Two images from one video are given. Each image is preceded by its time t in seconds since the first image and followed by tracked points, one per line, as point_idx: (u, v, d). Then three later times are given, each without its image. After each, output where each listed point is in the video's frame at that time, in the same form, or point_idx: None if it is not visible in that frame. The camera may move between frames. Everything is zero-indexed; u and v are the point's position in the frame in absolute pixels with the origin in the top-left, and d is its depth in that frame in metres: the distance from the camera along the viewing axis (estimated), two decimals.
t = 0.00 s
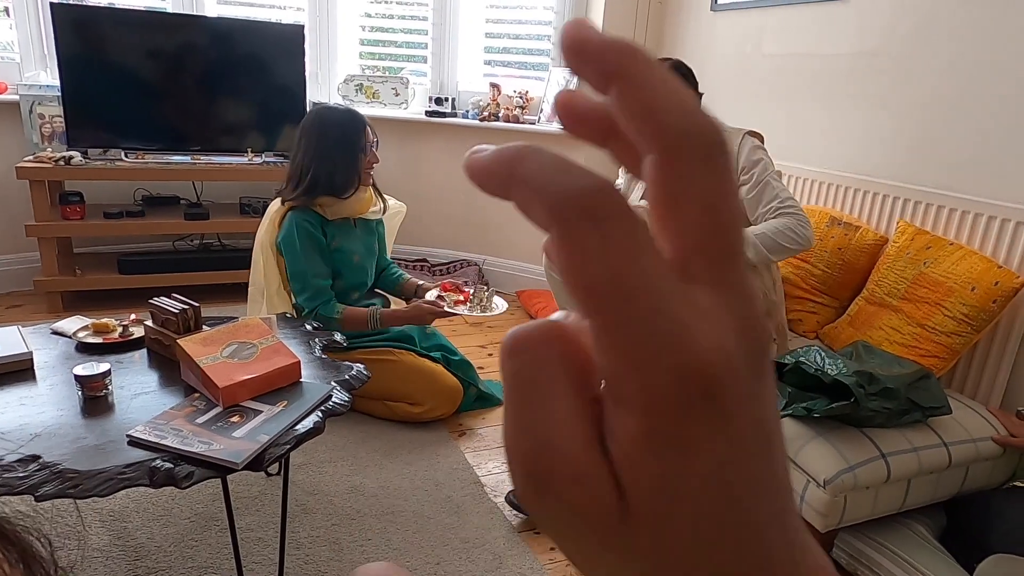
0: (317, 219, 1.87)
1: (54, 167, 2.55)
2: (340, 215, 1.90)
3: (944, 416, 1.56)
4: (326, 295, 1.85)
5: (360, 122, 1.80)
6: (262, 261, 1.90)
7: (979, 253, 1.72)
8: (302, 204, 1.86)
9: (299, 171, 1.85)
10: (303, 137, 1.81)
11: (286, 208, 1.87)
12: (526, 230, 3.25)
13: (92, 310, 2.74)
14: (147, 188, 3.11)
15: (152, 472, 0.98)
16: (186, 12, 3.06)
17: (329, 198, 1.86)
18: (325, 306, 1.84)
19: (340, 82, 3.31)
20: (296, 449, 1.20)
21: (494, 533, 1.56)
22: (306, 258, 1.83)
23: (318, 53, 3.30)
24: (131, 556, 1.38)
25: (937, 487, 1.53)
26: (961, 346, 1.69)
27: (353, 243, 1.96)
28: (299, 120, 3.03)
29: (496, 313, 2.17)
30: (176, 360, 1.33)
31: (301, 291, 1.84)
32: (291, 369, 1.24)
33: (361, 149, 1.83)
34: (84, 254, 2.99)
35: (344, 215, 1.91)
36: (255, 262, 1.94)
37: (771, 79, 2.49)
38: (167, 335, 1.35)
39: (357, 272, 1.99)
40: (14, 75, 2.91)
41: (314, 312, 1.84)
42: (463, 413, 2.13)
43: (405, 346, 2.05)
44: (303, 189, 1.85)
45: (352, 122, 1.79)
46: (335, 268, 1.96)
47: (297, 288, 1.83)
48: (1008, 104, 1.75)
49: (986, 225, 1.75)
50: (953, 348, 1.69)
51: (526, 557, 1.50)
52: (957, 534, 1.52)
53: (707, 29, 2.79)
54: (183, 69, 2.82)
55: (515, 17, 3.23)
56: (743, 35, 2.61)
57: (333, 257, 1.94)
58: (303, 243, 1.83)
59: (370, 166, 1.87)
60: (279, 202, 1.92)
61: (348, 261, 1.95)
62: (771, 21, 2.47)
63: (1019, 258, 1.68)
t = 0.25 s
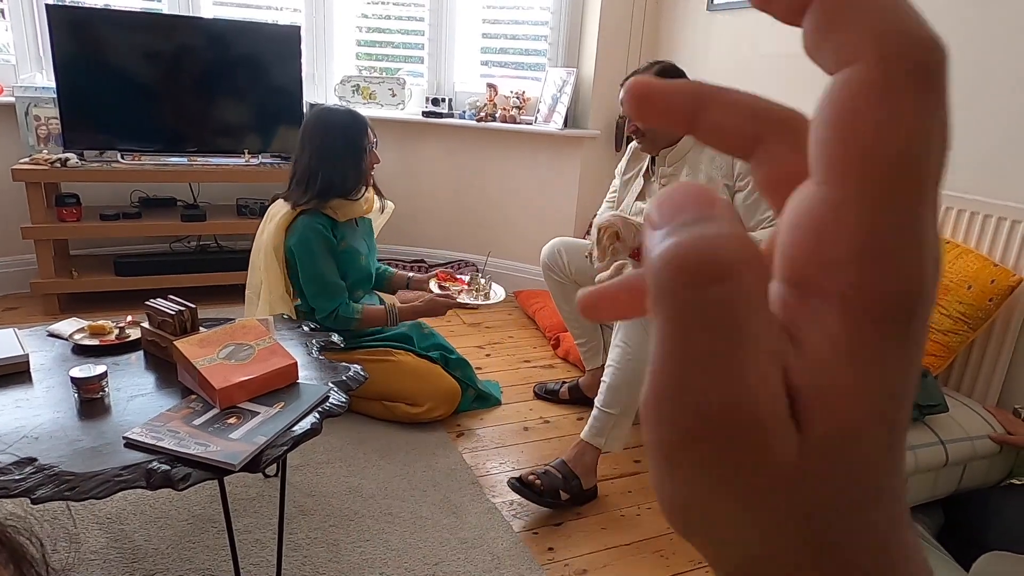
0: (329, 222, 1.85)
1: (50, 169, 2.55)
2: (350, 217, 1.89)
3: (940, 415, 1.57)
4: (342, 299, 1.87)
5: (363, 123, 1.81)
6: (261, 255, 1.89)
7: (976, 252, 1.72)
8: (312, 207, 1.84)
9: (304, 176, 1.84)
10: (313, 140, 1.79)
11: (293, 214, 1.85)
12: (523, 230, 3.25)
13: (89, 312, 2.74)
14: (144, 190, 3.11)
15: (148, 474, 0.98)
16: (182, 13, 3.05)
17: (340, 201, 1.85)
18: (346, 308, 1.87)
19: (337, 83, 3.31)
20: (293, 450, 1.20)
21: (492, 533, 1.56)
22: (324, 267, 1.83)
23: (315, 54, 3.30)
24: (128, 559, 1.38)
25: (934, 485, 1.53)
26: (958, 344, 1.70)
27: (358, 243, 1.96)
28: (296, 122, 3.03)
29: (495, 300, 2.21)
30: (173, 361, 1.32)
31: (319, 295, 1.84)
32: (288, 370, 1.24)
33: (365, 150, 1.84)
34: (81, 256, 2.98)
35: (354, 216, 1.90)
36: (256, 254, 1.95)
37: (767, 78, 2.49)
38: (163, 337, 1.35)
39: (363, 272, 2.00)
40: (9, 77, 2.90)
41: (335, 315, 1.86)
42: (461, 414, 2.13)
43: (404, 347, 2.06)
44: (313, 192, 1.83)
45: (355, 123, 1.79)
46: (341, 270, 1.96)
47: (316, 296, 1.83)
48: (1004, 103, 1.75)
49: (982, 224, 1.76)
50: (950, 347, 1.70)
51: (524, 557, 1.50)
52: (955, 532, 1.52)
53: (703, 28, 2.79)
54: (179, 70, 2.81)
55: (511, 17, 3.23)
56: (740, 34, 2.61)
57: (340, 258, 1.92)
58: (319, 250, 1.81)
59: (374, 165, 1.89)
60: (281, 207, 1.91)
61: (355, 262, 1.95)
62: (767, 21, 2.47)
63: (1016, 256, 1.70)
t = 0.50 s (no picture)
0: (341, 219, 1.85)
1: (51, 170, 2.55)
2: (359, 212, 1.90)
3: (941, 414, 1.56)
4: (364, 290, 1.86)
5: (364, 122, 1.80)
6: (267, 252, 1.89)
7: (976, 251, 1.72)
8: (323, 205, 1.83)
9: (309, 177, 1.83)
10: (317, 138, 1.78)
11: (300, 215, 1.83)
12: (524, 230, 3.25)
13: (90, 313, 2.74)
14: (145, 190, 3.11)
15: (150, 474, 0.98)
16: (182, 13, 3.05)
17: (350, 198, 1.86)
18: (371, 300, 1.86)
19: (337, 83, 3.30)
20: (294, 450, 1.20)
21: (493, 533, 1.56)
22: (343, 265, 1.81)
23: (315, 54, 3.30)
24: (129, 559, 1.38)
25: (935, 484, 1.53)
26: (959, 343, 1.69)
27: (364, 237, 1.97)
28: (296, 122, 3.03)
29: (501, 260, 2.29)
30: (174, 361, 1.32)
31: (343, 288, 1.83)
32: (289, 370, 1.24)
33: (368, 148, 1.83)
34: (82, 257, 2.99)
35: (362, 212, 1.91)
36: (261, 252, 1.95)
37: (768, 77, 2.49)
38: (165, 337, 1.35)
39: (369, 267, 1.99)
40: (10, 78, 2.91)
41: (360, 308, 1.85)
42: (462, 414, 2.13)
43: (407, 346, 2.05)
44: (322, 191, 1.82)
45: (357, 123, 1.79)
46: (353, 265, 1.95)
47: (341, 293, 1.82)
48: (1004, 102, 1.75)
49: (982, 222, 1.76)
50: (950, 345, 1.70)
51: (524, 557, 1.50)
52: (956, 531, 1.52)
53: (704, 28, 2.79)
54: (180, 70, 2.81)
55: (512, 17, 3.23)
56: (740, 34, 2.61)
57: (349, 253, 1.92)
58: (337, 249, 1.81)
59: (377, 162, 1.88)
60: (287, 207, 1.89)
61: (364, 256, 1.95)
62: (768, 20, 2.47)
63: (1017, 254, 1.69)
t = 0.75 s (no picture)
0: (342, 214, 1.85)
1: (50, 171, 2.55)
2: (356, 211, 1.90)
3: (939, 417, 1.56)
4: (385, 266, 1.83)
5: (361, 121, 1.80)
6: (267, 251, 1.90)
7: (975, 254, 1.73)
8: (322, 203, 1.83)
9: (305, 177, 1.83)
10: (314, 136, 1.78)
11: (298, 214, 1.84)
12: (522, 232, 3.25)
13: (88, 314, 2.74)
14: (143, 192, 3.11)
15: (148, 477, 0.98)
16: (182, 15, 3.06)
17: (348, 195, 1.86)
18: (394, 272, 1.83)
19: (336, 85, 3.31)
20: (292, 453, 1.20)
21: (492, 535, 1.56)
22: (355, 253, 1.80)
23: (314, 56, 3.30)
24: (126, 561, 1.38)
25: (933, 487, 1.53)
26: (957, 346, 1.70)
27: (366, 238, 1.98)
28: (295, 123, 3.03)
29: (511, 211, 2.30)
30: (172, 364, 1.32)
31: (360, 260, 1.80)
32: (288, 372, 1.24)
33: (365, 148, 1.83)
34: (80, 259, 2.98)
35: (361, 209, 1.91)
36: (261, 254, 1.95)
37: (767, 80, 2.49)
38: (163, 339, 1.35)
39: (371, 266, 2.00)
40: (9, 79, 2.90)
41: (388, 283, 1.82)
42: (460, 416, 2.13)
43: (407, 348, 2.05)
44: (320, 189, 1.82)
45: (353, 122, 1.79)
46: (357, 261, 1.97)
47: (362, 277, 1.80)
48: (1002, 105, 1.75)
49: (981, 225, 1.76)
50: (948, 348, 1.70)
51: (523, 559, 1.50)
52: (954, 534, 1.52)
53: (702, 31, 2.80)
54: (178, 72, 2.81)
55: (511, 19, 3.23)
56: (739, 37, 2.61)
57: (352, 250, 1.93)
58: (345, 239, 1.81)
59: (375, 162, 1.88)
60: (285, 207, 1.90)
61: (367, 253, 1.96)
62: (766, 23, 2.48)
63: (1015, 258, 1.69)
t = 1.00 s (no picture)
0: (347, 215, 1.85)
1: (60, 183, 2.57)
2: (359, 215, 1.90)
3: (950, 422, 1.55)
4: (397, 244, 1.78)
5: (365, 128, 1.81)
6: (276, 256, 1.92)
7: (984, 258, 1.72)
8: (325, 207, 1.84)
9: (310, 182, 1.83)
10: (319, 143, 1.80)
11: (303, 218, 1.87)
12: (529, 239, 3.26)
13: (98, 324, 2.76)
14: (153, 202, 3.14)
15: (158, 486, 0.98)
16: (190, 26, 3.09)
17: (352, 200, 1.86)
18: (407, 248, 1.77)
19: (343, 94, 3.33)
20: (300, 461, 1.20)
21: (501, 543, 1.56)
22: (364, 241, 1.78)
23: (321, 66, 3.32)
24: (137, 570, 1.38)
25: (945, 493, 1.52)
26: (967, 351, 1.68)
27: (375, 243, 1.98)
28: (302, 132, 3.05)
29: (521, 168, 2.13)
30: (182, 373, 1.33)
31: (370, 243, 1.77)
32: (296, 381, 1.25)
33: (370, 153, 1.83)
34: (90, 269, 3.01)
35: (365, 215, 1.92)
36: (269, 260, 1.98)
37: (772, 85, 2.49)
38: (173, 348, 1.36)
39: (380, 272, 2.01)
40: (20, 92, 2.94)
41: (401, 259, 1.76)
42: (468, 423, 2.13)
43: (415, 355, 2.05)
44: (324, 194, 1.83)
45: (357, 127, 1.80)
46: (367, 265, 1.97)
47: (375, 261, 1.77)
48: (1009, 108, 1.75)
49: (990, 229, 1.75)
50: (958, 353, 1.69)
51: (532, 567, 1.50)
52: (966, 541, 1.51)
53: (708, 36, 2.80)
54: (187, 83, 2.83)
55: (516, 27, 3.23)
56: (743, 43, 2.62)
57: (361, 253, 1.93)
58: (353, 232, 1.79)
59: (380, 167, 1.88)
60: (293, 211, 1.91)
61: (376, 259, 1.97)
62: (771, 28, 2.48)
63: None
